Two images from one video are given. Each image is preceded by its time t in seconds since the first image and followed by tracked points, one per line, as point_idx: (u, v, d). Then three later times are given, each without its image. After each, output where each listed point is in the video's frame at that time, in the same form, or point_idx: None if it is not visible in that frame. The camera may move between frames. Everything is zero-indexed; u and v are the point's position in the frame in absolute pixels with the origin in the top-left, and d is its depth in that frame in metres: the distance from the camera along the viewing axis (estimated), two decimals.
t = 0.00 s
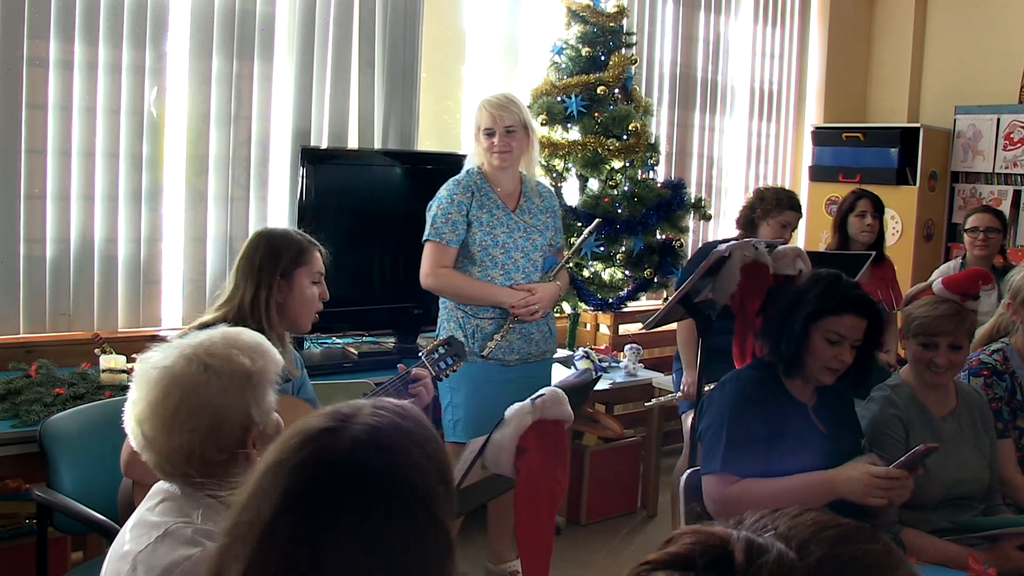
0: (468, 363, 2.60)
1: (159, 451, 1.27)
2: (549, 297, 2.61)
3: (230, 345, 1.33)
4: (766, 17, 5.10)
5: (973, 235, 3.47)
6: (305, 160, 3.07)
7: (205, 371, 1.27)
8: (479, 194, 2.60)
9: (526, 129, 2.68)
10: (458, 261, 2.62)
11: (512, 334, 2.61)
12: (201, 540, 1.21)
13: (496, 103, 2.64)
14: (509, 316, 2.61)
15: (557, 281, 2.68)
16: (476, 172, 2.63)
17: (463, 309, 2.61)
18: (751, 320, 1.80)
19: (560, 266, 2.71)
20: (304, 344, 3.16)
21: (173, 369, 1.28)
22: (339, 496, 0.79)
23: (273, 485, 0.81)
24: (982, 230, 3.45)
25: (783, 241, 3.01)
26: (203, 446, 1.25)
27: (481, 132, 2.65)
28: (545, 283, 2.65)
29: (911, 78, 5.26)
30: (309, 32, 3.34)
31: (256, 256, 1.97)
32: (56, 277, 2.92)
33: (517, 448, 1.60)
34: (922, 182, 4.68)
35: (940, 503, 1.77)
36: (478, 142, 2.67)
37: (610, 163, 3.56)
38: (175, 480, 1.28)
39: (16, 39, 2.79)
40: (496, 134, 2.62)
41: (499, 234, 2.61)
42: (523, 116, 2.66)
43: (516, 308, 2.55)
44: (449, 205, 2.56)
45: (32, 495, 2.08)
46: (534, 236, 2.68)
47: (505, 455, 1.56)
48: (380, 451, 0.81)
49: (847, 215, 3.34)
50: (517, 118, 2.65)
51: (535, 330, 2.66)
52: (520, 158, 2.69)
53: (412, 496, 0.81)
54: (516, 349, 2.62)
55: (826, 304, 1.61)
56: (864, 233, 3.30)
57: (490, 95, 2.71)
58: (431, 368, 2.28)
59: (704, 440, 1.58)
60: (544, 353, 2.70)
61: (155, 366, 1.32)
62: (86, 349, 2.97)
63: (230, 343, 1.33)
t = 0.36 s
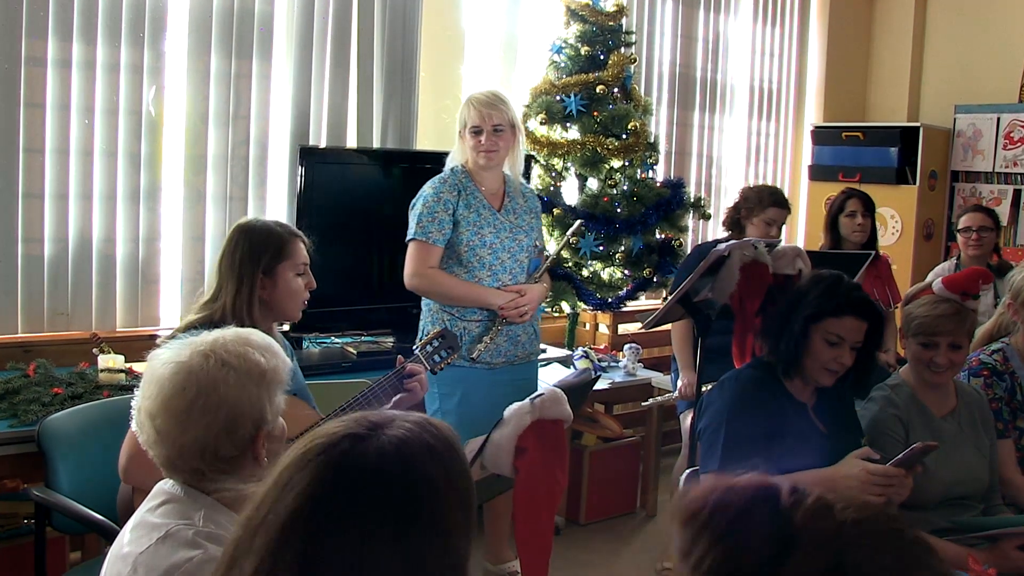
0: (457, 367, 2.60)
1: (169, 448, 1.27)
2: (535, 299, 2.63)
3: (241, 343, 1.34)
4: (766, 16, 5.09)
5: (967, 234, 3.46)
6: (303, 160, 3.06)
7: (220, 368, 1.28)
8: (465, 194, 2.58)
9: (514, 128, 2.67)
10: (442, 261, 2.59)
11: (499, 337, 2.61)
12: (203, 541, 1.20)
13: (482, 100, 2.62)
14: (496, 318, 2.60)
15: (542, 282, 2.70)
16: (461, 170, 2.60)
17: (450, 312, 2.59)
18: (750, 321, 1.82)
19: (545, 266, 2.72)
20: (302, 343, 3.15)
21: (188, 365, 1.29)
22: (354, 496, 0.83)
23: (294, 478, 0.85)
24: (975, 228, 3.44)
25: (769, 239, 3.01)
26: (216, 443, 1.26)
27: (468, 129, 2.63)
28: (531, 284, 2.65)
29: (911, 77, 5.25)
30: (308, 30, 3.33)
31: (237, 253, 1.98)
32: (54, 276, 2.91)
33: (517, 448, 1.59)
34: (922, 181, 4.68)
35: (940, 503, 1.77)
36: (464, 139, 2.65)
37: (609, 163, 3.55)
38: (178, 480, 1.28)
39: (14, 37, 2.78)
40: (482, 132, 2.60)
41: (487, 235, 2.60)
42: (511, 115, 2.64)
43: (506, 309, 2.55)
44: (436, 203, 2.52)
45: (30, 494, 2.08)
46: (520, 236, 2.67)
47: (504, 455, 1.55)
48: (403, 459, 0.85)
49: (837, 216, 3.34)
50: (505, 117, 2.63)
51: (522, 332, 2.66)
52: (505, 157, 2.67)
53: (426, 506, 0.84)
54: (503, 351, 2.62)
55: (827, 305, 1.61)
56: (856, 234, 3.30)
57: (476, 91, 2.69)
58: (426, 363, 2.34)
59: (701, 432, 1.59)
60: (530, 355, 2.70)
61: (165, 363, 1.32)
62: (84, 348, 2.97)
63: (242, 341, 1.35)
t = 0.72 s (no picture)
0: (452, 371, 2.59)
1: (177, 445, 1.26)
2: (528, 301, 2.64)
3: (253, 343, 1.34)
4: (766, 15, 5.09)
5: (969, 233, 3.46)
6: (301, 159, 3.06)
7: (232, 366, 1.27)
8: (459, 194, 2.55)
9: (505, 127, 2.66)
10: (436, 262, 2.57)
11: (494, 340, 2.61)
12: (201, 542, 1.21)
13: (476, 99, 2.62)
14: (491, 321, 2.62)
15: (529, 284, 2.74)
16: (452, 168, 2.57)
17: (444, 314, 2.58)
18: (750, 320, 1.81)
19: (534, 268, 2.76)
20: (301, 343, 3.15)
21: (201, 362, 1.28)
22: (331, 496, 0.81)
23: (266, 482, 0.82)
24: (978, 228, 3.44)
25: (759, 227, 3.09)
26: (225, 441, 1.24)
27: (460, 126, 2.61)
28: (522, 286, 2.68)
29: (911, 76, 5.25)
30: (307, 29, 3.33)
31: (238, 252, 1.97)
32: (52, 276, 2.91)
33: (517, 448, 1.58)
34: (921, 181, 4.68)
35: (939, 503, 1.76)
36: (455, 137, 2.64)
37: (608, 162, 3.55)
38: (178, 480, 1.28)
39: (12, 36, 2.77)
40: (475, 131, 2.59)
41: (481, 236, 2.59)
42: (503, 114, 2.65)
43: (502, 312, 2.57)
44: (430, 203, 2.49)
45: (29, 494, 2.07)
46: (511, 237, 2.68)
47: (502, 455, 1.55)
48: (377, 453, 0.82)
49: (836, 216, 3.34)
50: (498, 117, 2.64)
51: (514, 333, 2.67)
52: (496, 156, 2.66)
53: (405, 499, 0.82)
54: (496, 353, 2.62)
55: (826, 307, 1.60)
56: (854, 233, 3.29)
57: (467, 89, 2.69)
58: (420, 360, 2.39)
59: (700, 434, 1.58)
60: (521, 356, 2.71)
61: (176, 360, 1.31)
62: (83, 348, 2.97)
63: (254, 341, 1.34)
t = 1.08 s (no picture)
0: (458, 369, 2.58)
1: (174, 441, 1.25)
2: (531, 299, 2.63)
3: (251, 341, 1.33)
4: (765, 14, 5.09)
5: (978, 233, 3.46)
6: (299, 158, 3.06)
7: (232, 363, 1.27)
8: (460, 195, 2.56)
9: (505, 127, 2.65)
10: (440, 262, 2.57)
11: (499, 340, 2.61)
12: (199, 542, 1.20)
13: (475, 99, 2.61)
14: (496, 320, 2.60)
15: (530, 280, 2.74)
16: (452, 169, 2.57)
17: (448, 314, 2.56)
18: (751, 319, 1.80)
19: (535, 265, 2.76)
20: (300, 343, 3.14)
21: (200, 359, 1.28)
22: (290, 482, 0.83)
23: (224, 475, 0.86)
24: (986, 228, 3.43)
25: (763, 222, 3.13)
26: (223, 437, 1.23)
27: (460, 126, 2.60)
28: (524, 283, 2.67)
29: (910, 75, 5.24)
30: (305, 28, 3.32)
31: (226, 252, 1.97)
32: (50, 276, 2.90)
33: (517, 448, 1.58)
34: (921, 180, 4.68)
35: (940, 503, 1.76)
36: (455, 137, 2.62)
37: (608, 161, 3.54)
38: (174, 479, 1.27)
39: (10, 35, 2.76)
40: (476, 131, 2.58)
41: (483, 235, 2.58)
42: (502, 113, 2.63)
43: (506, 311, 2.55)
44: (433, 203, 2.49)
45: (27, 494, 2.06)
46: (512, 236, 2.67)
47: (501, 455, 1.54)
48: (327, 437, 0.85)
49: (845, 216, 3.33)
50: (497, 117, 2.62)
51: (516, 332, 2.66)
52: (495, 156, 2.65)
53: (359, 480, 0.84)
54: (500, 352, 2.62)
55: (829, 311, 1.61)
56: (861, 234, 3.28)
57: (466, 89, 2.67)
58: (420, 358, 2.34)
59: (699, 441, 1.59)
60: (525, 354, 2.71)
61: (174, 358, 1.31)
62: (80, 348, 2.95)
63: (252, 339, 1.34)
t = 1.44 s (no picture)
0: (468, 366, 2.58)
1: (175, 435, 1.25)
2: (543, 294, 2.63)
3: (255, 339, 1.33)
4: (765, 13, 5.08)
5: (984, 233, 3.45)
6: (298, 157, 3.03)
7: (236, 361, 1.27)
8: (470, 193, 2.55)
9: (512, 124, 2.65)
10: (451, 260, 2.57)
11: (510, 336, 2.61)
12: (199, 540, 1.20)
13: (480, 97, 2.60)
14: (507, 317, 2.60)
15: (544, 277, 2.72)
16: (463, 168, 2.57)
17: (459, 310, 2.56)
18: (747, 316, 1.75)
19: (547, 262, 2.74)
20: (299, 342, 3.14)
21: (206, 355, 1.28)
22: (251, 469, 0.85)
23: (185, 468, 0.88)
24: (993, 228, 3.43)
25: (760, 220, 3.12)
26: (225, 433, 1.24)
27: (467, 126, 2.60)
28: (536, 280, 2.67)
29: (910, 74, 5.24)
30: (303, 27, 3.31)
31: (221, 250, 1.97)
32: (48, 275, 2.89)
33: (516, 447, 1.58)
34: (920, 179, 4.67)
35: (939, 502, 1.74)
36: (464, 136, 2.62)
37: (608, 160, 3.53)
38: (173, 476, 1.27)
39: (8, 34, 2.75)
40: (482, 129, 2.57)
41: (493, 233, 2.58)
42: (508, 110, 2.62)
43: (517, 307, 2.56)
44: (442, 204, 2.50)
45: (25, 494, 2.06)
46: (524, 233, 2.66)
47: (501, 454, 1.53)
48: (277, 424, 0.86)
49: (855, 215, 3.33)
50: (504, 114, 2.61)
51: (529, 329, 2.66)
52: (504, 154, 2.65)
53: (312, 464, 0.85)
54: (511, 349, 2.61)
55: (816, 301, 1.57)
56: (871, 234, 3.27)
57: (472, 88, 2.67)
58: (415, 352, 2.26)
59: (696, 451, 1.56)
60: (537, 351, 2.70)
61: (177, 353, 1.31)
62: (76, 347, 2.94)
63: (256, 337, 1.34)
